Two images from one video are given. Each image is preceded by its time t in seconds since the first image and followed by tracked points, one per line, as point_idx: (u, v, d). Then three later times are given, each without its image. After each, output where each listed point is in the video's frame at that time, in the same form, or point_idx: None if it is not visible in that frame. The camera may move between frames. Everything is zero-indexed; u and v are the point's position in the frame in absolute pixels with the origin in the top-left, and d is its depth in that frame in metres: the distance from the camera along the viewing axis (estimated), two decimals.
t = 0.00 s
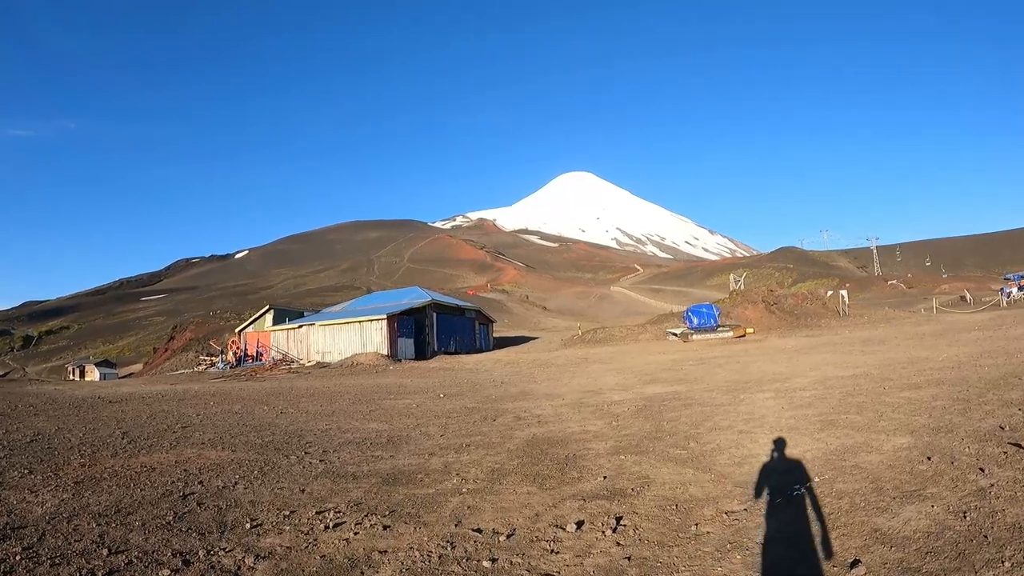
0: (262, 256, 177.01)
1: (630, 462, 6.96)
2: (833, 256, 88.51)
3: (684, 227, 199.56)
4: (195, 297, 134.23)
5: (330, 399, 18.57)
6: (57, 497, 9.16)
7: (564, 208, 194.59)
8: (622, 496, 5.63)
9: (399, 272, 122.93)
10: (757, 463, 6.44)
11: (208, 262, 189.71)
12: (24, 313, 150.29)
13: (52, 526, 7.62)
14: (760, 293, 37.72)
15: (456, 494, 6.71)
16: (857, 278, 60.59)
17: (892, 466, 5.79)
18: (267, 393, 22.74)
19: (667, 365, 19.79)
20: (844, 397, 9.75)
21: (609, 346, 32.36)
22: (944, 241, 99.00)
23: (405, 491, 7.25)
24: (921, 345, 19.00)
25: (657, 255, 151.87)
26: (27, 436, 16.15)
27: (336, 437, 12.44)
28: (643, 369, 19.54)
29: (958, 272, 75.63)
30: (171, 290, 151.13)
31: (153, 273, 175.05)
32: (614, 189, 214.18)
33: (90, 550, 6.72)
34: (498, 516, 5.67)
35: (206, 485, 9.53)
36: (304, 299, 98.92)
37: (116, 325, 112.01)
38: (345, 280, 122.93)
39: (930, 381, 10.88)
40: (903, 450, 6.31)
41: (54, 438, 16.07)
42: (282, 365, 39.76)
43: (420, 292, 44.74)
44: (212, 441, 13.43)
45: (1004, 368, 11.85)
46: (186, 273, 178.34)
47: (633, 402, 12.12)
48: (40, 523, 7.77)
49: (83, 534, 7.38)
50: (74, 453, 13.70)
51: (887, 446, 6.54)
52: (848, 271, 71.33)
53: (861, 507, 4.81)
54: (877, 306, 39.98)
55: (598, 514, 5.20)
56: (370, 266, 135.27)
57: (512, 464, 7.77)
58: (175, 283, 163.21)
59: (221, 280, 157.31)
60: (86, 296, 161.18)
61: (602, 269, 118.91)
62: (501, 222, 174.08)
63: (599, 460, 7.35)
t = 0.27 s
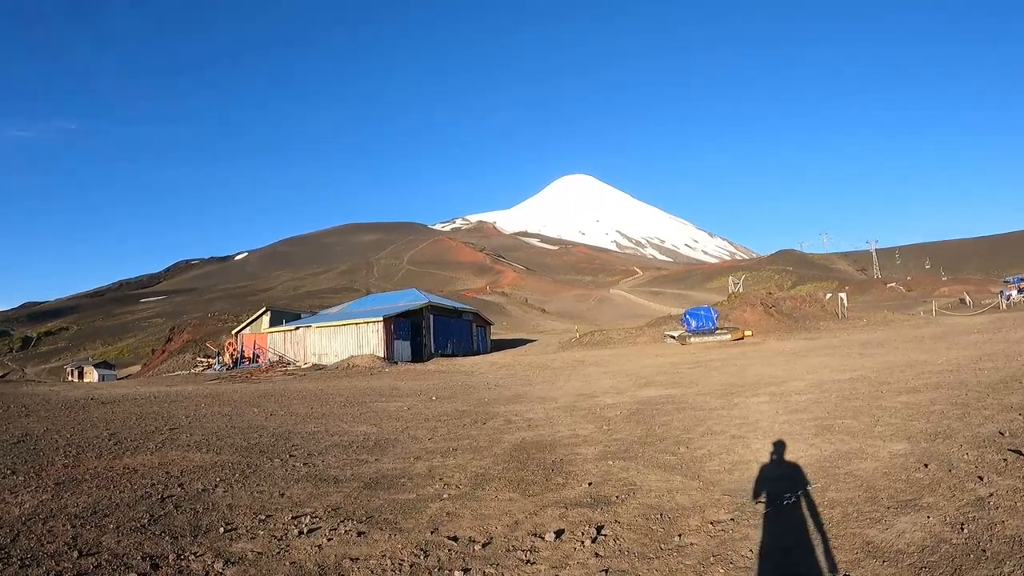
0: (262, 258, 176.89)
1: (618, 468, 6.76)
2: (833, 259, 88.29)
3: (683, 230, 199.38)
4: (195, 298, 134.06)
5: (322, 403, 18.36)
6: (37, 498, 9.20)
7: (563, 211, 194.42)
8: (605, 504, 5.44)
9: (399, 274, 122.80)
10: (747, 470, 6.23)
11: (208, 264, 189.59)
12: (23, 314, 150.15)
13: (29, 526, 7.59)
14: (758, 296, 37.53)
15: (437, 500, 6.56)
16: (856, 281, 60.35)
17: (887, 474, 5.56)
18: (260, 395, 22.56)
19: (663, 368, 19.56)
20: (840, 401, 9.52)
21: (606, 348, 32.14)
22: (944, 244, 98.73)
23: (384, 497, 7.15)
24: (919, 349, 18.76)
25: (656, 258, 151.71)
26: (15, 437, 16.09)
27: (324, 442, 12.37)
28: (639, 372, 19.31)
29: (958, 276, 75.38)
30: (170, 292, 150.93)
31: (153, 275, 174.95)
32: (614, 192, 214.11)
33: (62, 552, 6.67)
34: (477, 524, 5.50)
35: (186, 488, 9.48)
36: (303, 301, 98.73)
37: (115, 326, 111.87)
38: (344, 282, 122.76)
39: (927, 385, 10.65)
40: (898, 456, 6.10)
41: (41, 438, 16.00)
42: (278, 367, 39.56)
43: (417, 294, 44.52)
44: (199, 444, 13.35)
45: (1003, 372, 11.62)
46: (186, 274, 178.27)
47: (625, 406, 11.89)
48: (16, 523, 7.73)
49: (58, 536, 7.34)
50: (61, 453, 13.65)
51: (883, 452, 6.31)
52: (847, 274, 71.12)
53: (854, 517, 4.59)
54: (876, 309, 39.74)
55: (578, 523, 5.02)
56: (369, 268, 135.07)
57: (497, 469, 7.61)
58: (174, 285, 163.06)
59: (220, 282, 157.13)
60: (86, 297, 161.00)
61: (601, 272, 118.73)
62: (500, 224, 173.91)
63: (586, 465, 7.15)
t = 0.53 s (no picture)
0: (262, 258, 176.75)
1: (603, 474, 6.60)
2: (833, 261, 88.04)
3: (684, 231, 199.15)
4: (194, 298, 133.89)
5: (314, 404, 18.20)
6: (18, 497, 9.14)
7: (564, 212, 194.23)
8: (585, 511, 5.31)
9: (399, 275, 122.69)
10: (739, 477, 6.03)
11: (209, 264, 189.41)
12: (23, 313, 149.99)
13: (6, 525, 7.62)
14: (757, 298, 37.31)
15: (414, 505, 6.55)
16: (857, 283, 60.08)
17: (880, 484, 5.37)
18: (253, 396, 22.35)
19: (659, 370, 19.35)
20: (836, 406, 9.32)
21: (604, 350, 31.93)
22: (944, 246, 98.45)
23: (362, 500, 7.20)
24: (918, 351, 18.56)
25: (656, 259, 151.51)
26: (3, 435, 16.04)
27: (310, 443, 12.43)
28: (635, 374, 19.10)
29: (958, 278, 75.10)
30: (171, 292, 150.62)
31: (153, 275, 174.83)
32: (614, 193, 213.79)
33: (36, 552, 6.68)
34: (452, 532, 5.40)
35: (168, 488, 9.50)
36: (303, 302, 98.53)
37: (114, 326, 111.75)
38: (345, 283, 122.43)
39: (925, 389, 10.45)
40: (891, 464, 5.92)
41: (29, 436, 15.96)
42: (275, 367, 39.37)
43: (415, 295, 44.32)
44: (186, 445, 13.38)
45: (1002, 377, 11.42)
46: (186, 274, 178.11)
47: (618, 409, 11.70)
48: None
49: (34, 536, 7.33)
50: (46, 451, 13.64)
51: (876, 460, 6.11)
52: (848, 276, 70.87)
53: (841, 529, 4.43)
54: (876, 311, 39.52)
55: (554, 531, 4.92)
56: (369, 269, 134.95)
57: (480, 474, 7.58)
58: (174, 285, 162.89)
59: (220, 282, 156.84)
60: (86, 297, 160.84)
61: (602, 273, 118.54)
62: (501, 225, 173.72)
63: (571, 471, 7.01)
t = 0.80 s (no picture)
0: (261, 258, 176.42)
1: (588, 480, 6.48)
2: (832, 262, 87.92)
3: (683, 232, 199.07)
4: (193, 298, 133.53)
5: (305, 405, 18.01)
6: None
7: (564, 212, 194.07)
8: (566, 519, 5.19)
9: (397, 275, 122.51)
10: (726, 485, 5.81)
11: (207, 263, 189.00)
12: (21, 312, 149.52)
13: None
14: (755, 299, 37.13)
15: (393, 510, 6.62)
16: (855, 284, 59.91)
17: (871, 493, 5.20)
18: (245, 397, 22.17)
19: (655, 372, 19.17)
20: (830, 410, 9.13)
21: (601, 351, 31.75)
22: (943, 248, 98.37)
23: (341, 504, 7.34)
24: (915, 354, 18.39)
25: (655, 260, 151.39)
26: None
27: (297, 444, 12.50)
28: (630, 375, 18.91)
29: (956, 280, 75.03)
30: (169, 291, 150.27)
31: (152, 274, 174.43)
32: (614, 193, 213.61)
33: (11, 551, 6.66)
34: (429, 540, 5.29)
35: (150, 488, 9.52)
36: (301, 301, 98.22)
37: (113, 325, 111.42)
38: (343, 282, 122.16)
39: (921, 393, 10.26)
40: (882, 471, 5.76)
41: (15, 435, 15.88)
42: (270, 367, 39.16)
43: (411, 295, 44.13)
44: (173, 446, 13.42)
45: (999, 380, 11.24)
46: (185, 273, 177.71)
47: (610, 412, 11.53)
48: None
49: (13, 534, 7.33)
50: (32, 449, 13.61)
51: (868, 467, 5.93)
52: (846, 278, 70.72)
53: (829, 542, 4.28)
54: (874, 313, 39.38)
55: (531, 539, 4.81)
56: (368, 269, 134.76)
57: (465, 476, 7.64)
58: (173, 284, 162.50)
59: (219, 282, 156.46)
60: (84, 296, 160.45)
61: (601, 274, 118.38)
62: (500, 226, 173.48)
63: (556, 476, 6.88)
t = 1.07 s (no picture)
0: (261, 258, 176.15)
1: (573, 483, 6.34)
2: (831, 263, 87.78)
3: (682, 233, 198.99)
4: (192, 298, 133.21)
5: (297, 406, 17.81)
6: None
7: (563, 213, 193.94)
8: (547, 524, 5.07)
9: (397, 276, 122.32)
10: (716, 491, 5.58)
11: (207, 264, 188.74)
12: (20, 312, 149.22)
13: None
14: (754, 300, 36.95)
15: (372, 512, 6.76)
16: (854, 285, 59.77)
17: (865, 498, 4.98)
18: (237, 398, 21.98)
19: (651, 372, 18.97)
20: (826, 411, 8.93)
21: (598, 351, 31.53)
22: (942, 249, 98.23)
23: (320, 506, 7.53)
24: (914, 355, 18.19)
25: (655, 261, 151.27)
26: None
27: (284, 444, 12.53)
28: (626, 376, 18.71)
29: (955, 280, 74.89)
30: (169, 291, 149.99)
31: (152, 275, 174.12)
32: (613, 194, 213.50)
33: None
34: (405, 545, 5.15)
35: (132, 488, 9.45)
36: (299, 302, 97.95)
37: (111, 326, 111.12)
38: (342, 283, 121.94)
39: (919, 395, 10.06)
40: (877, 476, 5.56)
41: None
42: (266, 368, 38.94)
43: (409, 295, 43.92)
44: (159, 446, 13.42)
45: (1000, 381, 11.02)
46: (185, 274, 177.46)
47: (603, 413, 11.31)
48: None
49: None
50: (16, 448, 13.46)
51: (862, 471, 5.73)
52: (845, 279, 70.52)
53: (820, 552, 4.07)
54: (873, 313, 39.21)
55: (509, 544, 4.68)
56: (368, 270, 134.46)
57: (449, 477, 7.77)
58: (173, 284, 162.15)
59: (218, 282, 156.14)
60: (83, 296, 160.08)
61: (600, 275, 118.18)
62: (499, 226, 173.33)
63: (541, 480, 6.75)
